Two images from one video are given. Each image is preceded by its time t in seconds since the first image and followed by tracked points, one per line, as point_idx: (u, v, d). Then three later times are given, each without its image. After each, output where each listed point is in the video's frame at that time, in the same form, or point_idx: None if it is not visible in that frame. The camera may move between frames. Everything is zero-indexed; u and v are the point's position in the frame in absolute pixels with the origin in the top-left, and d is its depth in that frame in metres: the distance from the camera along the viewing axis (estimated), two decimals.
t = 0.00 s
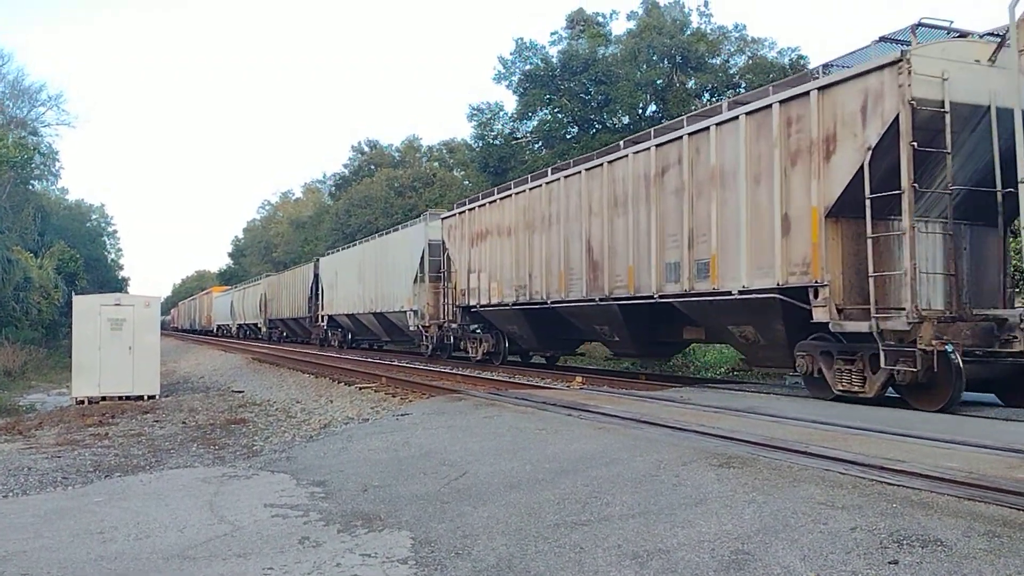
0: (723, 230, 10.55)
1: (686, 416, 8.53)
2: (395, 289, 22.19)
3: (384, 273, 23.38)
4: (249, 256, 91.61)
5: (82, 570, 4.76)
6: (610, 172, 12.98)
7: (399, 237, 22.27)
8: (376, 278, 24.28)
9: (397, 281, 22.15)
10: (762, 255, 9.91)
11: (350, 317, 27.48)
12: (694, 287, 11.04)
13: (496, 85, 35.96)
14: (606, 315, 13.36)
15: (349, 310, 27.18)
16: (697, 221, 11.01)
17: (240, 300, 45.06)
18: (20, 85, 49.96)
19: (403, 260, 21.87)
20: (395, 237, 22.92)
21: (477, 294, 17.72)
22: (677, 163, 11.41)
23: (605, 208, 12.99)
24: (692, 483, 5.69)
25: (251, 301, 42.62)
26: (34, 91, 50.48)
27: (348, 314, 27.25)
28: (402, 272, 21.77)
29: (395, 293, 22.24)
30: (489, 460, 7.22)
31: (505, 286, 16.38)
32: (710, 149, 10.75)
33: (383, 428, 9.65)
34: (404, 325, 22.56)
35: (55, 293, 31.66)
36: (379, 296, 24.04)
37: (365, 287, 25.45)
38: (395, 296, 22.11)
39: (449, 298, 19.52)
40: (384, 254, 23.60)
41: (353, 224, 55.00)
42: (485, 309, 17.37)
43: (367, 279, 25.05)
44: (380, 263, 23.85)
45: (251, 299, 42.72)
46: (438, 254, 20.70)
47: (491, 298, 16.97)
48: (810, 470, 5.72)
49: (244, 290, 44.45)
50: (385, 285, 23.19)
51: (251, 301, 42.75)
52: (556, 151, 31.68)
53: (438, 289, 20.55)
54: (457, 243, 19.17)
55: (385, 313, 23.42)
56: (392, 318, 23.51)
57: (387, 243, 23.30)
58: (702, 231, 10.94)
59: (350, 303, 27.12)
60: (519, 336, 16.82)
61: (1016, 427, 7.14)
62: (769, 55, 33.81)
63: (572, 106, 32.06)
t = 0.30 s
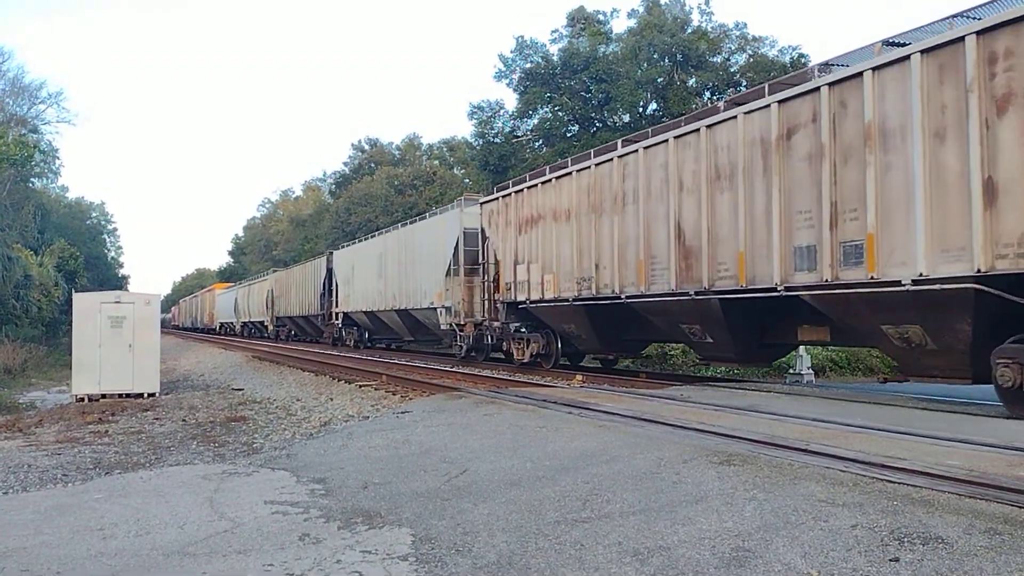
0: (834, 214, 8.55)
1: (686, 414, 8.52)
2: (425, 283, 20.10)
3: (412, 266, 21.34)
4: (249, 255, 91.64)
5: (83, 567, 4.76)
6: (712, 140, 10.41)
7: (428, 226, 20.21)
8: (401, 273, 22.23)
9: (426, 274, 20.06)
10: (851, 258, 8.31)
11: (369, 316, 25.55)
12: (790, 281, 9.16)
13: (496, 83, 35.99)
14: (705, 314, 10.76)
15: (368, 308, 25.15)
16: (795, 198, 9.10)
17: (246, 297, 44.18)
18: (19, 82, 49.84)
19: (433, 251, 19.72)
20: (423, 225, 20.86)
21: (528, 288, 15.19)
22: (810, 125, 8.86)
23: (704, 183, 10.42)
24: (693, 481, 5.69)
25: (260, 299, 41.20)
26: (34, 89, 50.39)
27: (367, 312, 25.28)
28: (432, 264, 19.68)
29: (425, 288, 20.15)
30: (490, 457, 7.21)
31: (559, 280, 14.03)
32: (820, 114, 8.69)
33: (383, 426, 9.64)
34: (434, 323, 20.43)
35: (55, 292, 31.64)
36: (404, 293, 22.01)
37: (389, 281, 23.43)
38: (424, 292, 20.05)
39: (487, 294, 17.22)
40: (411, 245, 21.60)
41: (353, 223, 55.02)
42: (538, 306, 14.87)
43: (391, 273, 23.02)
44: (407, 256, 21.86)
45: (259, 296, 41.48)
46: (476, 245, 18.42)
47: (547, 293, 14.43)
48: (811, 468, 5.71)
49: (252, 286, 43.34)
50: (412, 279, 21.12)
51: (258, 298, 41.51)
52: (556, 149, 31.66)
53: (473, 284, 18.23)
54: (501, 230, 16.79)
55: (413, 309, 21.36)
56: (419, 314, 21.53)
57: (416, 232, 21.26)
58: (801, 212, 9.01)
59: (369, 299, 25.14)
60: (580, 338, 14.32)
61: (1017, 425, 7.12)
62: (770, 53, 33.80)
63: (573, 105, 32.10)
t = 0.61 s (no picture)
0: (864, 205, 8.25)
1: (682, 407, 8.53)
2: (461, 269, 18.08)
3: (442, 251, 19.38)
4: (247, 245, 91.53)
5: (78, 556, 4.76)
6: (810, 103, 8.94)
7: (463, 206, 18.30)
8: (429, 258, 20.25)
9: (462, 258, 18.07)
10: (885, 253, 8.03)
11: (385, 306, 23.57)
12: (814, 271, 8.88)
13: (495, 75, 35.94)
14: (847, 306, 8.69)
15: (387, 297, 23.06)
16: (820, 187, 8.80)
17: (245, 287, 42.69)
18: (17, 70, 49.72)
19: (471, 232, 17.76)
20: (455, 205, 19.00)
21: (591, 275, 13.09)
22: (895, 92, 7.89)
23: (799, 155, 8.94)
24: (689, 473, 5.69)
25: (261, 289, 39.62)
26: (31, 76, 50.11)
27: (384, 302, 23.22)
28: (469, 247, 17.73)
29: (459, 274, 18.15)
30: (487, 449, 7.22)
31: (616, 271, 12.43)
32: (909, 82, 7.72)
33: (379, 417, 9.65)
34: (468, 315, 18.46)
35: (53, 281, 31.60)
36: (431, 280, 19.98)
37: (413, 268, 21.43)
38: (459, 278, 18.06)
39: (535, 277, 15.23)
40: (440, 227, 19.67)
41: (351, 214, 54.93)
42: (604, 297, 12.82)
43: (416, 259, 21.03)
44: (435, 240, 19.94)
45: (259, 286, 39.91)
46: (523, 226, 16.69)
47: (619, 280, 12.36)
48: (806, 461, 5.73)
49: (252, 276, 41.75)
50: (444, 265, 19.18)
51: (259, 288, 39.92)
52: (555, 141, 31.61)
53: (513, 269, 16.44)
54: (553, 209, 14.56)
55: (441, 299, 19.38)
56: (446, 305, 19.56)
57: (447, 213, 19.37)
58: (829, 202, 8.68)
59: (387, 288, 23.08)
60: (653, 332, 12.30)
61: (1012, 420, 7.14)
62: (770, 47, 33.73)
63: (571, 97, 32.08)
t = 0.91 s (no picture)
0: (902, 198, 8.10)
1: (673, 404, 8.54)
2: (505, 259, 16.03)
3: (478, 241, 17.38)
4: (238, 241, 91.32)
5: (67, 553, 4.73)
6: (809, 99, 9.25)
7: (504, 188, 16.29)
8: (461, 249, 18.22)
9: (504, 247, 16.03)
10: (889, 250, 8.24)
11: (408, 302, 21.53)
12: (849, 266, 8.71)
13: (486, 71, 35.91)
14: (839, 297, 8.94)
15: (410, 292, 21.06)
16: (827, 184, 9.00)
17: (240, 285, 41.18)
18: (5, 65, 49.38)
19: (515, 217, 15.71)
20: (491, 188, 17.00)
21: (686, 265, 11.21)
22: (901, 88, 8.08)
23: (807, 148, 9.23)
24: (680, 470, 5.70)
25: (258, 286, 37.98)
26: (20, 72, 49.78)
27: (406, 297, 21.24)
28: (514, 233, 15.65)
29: (500, 265, 16.11)
30: (478, 446, 7.21)
31: (702, 262, 10.94)
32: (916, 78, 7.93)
33: (371, 414, 9.64)
34: (510, 313, 16.50)
35: (42, 278, 31.48)
36: (464, 273, 17.94)
37: (441, 259, 19.42)
38: (500, 269, 16.04)
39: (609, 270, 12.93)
40: (474, 213, 17.66)
41: (342, 210, 54.83)
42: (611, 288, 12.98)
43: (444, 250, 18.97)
44: (469, 228, 17.92)
45: (257, 283, 38.32)
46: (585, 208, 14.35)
47: (727, 271, 10.47)
48: (796, 458, 5.74)
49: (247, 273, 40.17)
50: (480, 255, 17.16)
51: (257, 285, 38.32)
52: (546, 138, 31.62)
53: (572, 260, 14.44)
54: (628, 186, 12.68)
55: (477, 294, 17.37)
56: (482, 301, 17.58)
57: (482, 196, 17.36)
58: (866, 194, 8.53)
59: (410, 282, 21.11)
60: (768, 334, 10.51)
61: (1001, 417, 7.17)
62: (760, 44, 33.77)
63: (563, 94, 32.06)
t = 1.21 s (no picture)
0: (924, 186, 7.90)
1: (666, 399, 8.55)
2: (559, 247, 14.04)
3: (524, 226, 15.36)
4: (230, 236, 91.14)
5: (60, 549, 4.72)
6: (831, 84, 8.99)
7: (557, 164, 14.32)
8: (501, 235, 16.20)
9: (560, 232, 14.02)
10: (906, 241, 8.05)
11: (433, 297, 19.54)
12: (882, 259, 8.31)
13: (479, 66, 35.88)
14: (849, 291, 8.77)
15: (435, 284, 19.07)
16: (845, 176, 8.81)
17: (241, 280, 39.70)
18: None
19: (574, 198, 13.72)
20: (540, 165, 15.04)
21: (826, 248, 8.90)
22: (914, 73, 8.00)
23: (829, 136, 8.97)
24: (673, 465, 5.71)
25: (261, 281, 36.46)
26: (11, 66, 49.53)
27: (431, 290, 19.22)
28: (572, 216, 13.73)
29: (554, 252, 14.11)
30: (472, 441, 7.21)
31: (847, 244, 8.68)
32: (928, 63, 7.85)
33: (364, 409, 9.64)
34: (560, 308, 14.52)
35: (33, 272, 31.40)
36: (503, 262, 16.02)
37: (474, 249, 17.40)
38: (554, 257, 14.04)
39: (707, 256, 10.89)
40: (518, 195, 15.67)
41: (335, 205, 54.72)
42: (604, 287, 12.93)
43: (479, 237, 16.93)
44: (513, 211, 15.90)
45: (260, 278, 36.83)
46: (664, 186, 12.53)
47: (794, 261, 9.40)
48: (789, 452, 5.76)
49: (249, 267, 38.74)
50: (527, 243, 15.16)
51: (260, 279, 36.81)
52: (540, 133, 31.64)
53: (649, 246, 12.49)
54: (735, 154, 10.44)
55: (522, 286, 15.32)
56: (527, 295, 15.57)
57: (529, 177, 15.41)
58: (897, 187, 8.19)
59: (435, 273, 19.10)
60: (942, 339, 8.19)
61: (992, 412, 7.21)
62: (754, 40, 33.76)
63: (557, 89, 32.06)
